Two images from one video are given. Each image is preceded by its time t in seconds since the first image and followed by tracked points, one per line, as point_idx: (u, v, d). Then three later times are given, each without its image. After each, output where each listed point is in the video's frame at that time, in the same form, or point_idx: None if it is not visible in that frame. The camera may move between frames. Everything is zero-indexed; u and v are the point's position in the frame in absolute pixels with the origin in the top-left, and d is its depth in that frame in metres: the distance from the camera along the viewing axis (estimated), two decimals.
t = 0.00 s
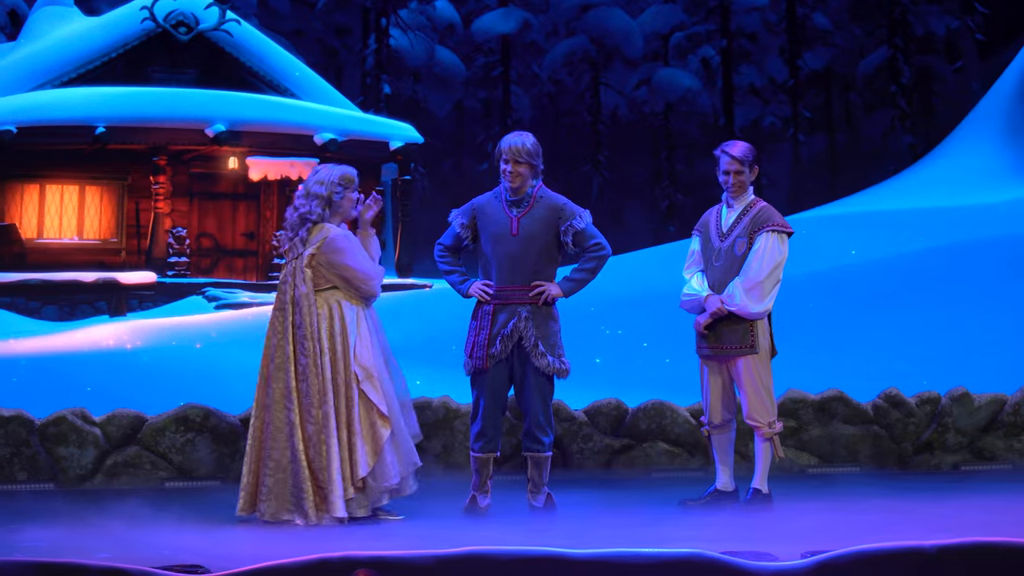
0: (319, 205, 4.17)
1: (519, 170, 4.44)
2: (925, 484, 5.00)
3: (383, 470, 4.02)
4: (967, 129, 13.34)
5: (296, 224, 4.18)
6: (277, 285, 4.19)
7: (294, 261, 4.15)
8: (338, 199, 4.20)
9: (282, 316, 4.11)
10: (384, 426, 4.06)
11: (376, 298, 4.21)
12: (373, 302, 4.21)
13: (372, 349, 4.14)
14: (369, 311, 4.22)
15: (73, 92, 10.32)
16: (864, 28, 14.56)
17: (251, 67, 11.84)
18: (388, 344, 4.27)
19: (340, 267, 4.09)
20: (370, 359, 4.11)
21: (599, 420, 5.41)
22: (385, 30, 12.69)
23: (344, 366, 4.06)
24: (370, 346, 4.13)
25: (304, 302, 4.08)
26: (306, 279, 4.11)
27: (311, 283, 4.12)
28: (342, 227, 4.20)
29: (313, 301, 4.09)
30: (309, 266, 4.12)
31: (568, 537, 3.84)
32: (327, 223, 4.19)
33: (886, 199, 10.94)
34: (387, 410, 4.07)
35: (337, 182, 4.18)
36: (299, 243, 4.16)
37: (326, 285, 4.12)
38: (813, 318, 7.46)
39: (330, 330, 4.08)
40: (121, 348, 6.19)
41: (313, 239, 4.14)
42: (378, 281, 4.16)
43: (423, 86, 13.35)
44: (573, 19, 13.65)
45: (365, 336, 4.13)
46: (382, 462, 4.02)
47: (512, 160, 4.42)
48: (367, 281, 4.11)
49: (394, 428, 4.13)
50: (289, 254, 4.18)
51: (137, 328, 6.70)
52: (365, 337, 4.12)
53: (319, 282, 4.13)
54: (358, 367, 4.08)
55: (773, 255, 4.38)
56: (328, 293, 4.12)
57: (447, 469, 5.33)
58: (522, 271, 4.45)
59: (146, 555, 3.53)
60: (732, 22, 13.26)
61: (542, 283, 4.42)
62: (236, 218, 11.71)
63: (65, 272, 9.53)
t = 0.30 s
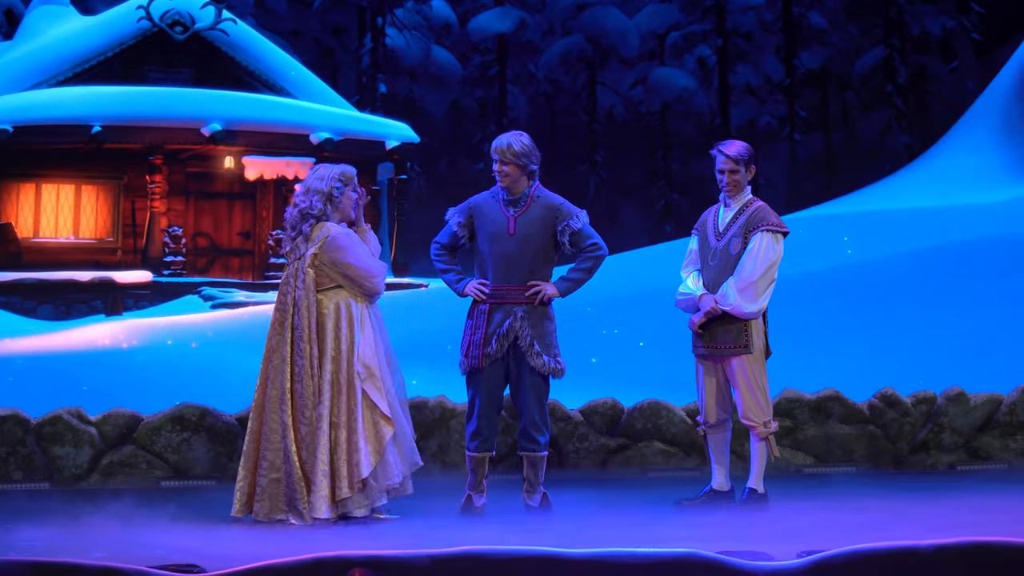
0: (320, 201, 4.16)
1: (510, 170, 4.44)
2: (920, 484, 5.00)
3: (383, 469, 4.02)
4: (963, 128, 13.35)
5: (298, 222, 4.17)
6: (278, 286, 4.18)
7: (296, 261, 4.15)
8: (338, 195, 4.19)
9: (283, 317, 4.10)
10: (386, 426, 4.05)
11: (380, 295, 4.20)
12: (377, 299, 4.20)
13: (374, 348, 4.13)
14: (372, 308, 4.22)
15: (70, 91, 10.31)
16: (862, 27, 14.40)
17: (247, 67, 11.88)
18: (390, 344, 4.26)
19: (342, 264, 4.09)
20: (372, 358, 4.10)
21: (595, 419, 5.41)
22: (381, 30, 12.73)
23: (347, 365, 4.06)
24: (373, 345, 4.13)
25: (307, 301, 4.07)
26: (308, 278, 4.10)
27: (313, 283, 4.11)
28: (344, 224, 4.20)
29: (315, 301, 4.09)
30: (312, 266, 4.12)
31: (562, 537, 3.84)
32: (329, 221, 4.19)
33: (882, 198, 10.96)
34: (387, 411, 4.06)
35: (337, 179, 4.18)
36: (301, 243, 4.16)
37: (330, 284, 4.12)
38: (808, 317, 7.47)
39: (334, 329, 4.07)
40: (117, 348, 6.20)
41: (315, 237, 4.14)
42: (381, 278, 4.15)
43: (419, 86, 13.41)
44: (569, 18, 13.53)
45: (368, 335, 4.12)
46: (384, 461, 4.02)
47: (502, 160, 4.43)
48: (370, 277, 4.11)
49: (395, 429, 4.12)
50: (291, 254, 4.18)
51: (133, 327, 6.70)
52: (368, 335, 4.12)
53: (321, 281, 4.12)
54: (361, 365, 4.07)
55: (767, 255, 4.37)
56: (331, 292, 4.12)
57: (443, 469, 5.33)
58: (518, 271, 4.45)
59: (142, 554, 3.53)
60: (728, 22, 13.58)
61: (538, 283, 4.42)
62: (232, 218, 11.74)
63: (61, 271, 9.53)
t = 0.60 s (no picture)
0: (326, 201, 4.18)
1: (506, 170, 4.43)
2: (915, 484, 5.00)
3: (401, 465, 4.07)
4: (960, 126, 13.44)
5: (307, 223, 4.20)
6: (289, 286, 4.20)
7: (309, 261, 4.17)
8: (343, 194, 4.22)
9: (296, 315, 4.16)
10: (405, 424, 4.12)
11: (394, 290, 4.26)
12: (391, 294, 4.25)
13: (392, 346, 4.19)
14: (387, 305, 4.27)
15: (66, 91, 10.31)
16: (859, 28, 14.55)
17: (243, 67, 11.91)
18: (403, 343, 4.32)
19: (357, 262, 4.13)
20: (391, 357, 4.16)
21: (592, 419, 5.41)
22: (377, 29, 12.76)
23: (369, 360, 4.10)
24: (390, 343, 4.20)
25: (322, 300, 4.11)
26: (323, 278, 4.13)
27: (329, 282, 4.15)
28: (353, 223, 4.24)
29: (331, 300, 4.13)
30: (327, 265, 4.15)
31: (559, 537, 3.83)
32: (338, 220, 4.23)
33: (880, 198, 10.98)
34: (407, 408, 4.14)
35: (340, 177, 4.20)
36: (313, 243, 4.19)
37: (345, 281, 4.16)
38: (806, 317, 7.47)
39: (351, 326, 4.10)
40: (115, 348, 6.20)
41: (328, 236, 4.18)
42: (395, 273, 4.20)
43: (416, 86, 13.44)
44: (567, 18, 13.59)
45: (386, 332, 4.18)
46: (402, 457, 4.08)
47: (498, 160, 4.42)
48: (385, 272, 4.16)
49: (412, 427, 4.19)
50: (304, 255, 4.20)
51: (131, 327, 6.70)
52: (386, 332, 4.18)
53: (337, 281, 4.16)
54: (382, 363, 4.13)
55: (766, 255, 4.37)
56: (347, 290, 4.16)
57: (439, 469, 5.35)
58: (515, 271, 4.45)
59: (141, 554, 3.53)
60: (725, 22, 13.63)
61: (535, 284, 4.42)
62: (228, 218, 11.77)
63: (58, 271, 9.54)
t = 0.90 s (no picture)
0: (335, 202, 4.20)
1: (507, 174, 4.43)
2: (911, 485, 5.00)
3: (420, 463, 4.16)
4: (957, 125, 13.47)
5: (317, 223, 4.19)
6: (298, 286, 4.19)
7: (320, 262, 4.18)
8: (349, 194, 4.23)
9: (305, 315, 4.15)
10: (420, 421, 4.21)
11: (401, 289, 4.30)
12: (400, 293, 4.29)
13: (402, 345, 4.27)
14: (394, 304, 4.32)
15: (62, 91, 10.32)
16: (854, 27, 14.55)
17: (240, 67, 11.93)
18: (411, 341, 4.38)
19: (367, 262, 4.15)
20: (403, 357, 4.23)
21: (588, 418, 5.41)
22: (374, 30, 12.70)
23: (379, 359, 4.13)
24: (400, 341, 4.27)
25: (335, 299, 4.12)
26: (335, 279, 4.14)
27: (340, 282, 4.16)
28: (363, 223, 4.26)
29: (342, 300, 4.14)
30: (339, 265, 4.16)
31: (555, 536, 3.83)
32: (348, 220, 4.24)
33: (878, 198, 11.00)
34: (421, 405, 4.22)
35: (344, 178, 4.19)
36: (323, 244, 4.19)
37: (355, 281, 4.18)
38: (803, 316, 7.48)
39: (362, 325, 4.14)
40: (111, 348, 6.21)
41: (339, 237, 4.19)
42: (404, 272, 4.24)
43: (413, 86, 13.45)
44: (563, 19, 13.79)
45: (396, 332, 4.25)
46: (419, 454, 4.17)
47: (501, 163, 4.41)
48: (395, 271, 4.20)
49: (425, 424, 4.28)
50: (313, 256, 4.21)
51: (127, 327, 6.70)
52: (395, 330, 4.25)
53: (348, 281, 4.18)
54: (394, 362, 4.18)
55: (763, 255, 4.36)
56: (358, 290, 4.18)
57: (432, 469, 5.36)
58: (512, 272, 4.44)
59: (139, 554, 3.53)
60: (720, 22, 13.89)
61: (533, 285, 4.40)
62: (225, 218, 11.80)
63: (54, 271, 9.54)
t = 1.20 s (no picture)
0: (336, 204, 4.20)
1: (506, 178, 4.43)
2: (906, 485, 5.00)
3: (420, 464, 4.18)
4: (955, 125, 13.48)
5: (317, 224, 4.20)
6: (298, 286, 4.18)
7: (320, 263, 4.18)
8: (353, 196, 4.23)
9: (308, 316, 4.13)
10: (420, 423, 4.22)
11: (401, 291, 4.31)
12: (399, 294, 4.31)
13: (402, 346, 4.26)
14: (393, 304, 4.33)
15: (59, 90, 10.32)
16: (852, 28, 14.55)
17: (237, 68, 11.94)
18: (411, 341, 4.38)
19: (367, 264, 4.16)
20: (402, 359, 4.23)
21: (585, 418, 5.41)
22: (371, 30, 12.68)
23: (381, 361, 4.16)
24: (400, 342, 4.26)
25: (336, 300, 4.12)
26: (335, 281, 4.14)
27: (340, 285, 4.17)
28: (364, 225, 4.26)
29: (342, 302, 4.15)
30: (338, 267, 4.17)
31: (551, 537, 3.84)
32: (348, 222, 4.24)
33: (876, 198, 11.00)
34: (421, 407, 4.22)
35: (348, 178, 4.20)
36: (323, 246, 4.19)
37: (355, 282, 4.19)
38: (800, 317, 7.48)
39: (363, 327, 4.15)
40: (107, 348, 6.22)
41: (338, 238, 4.19)
42: (403, 274, 4.25)
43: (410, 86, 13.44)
44: (560, 18, 14.13)
45: (395, 333, 4.25)
46: (420, 455, 4.18)
47: (499, 168, 4.42)
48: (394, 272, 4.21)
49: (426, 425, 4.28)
50: (313, 257, 4.20)
51: (123, 326, 6.69)
52: (395, 331, 4.24)
53: (348, 283, 4.19)
54: (394, 364, 4.19)
55: (760, 256, 4.36)
56: (357, 292, 4.19)
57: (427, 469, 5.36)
58: (509, 272, 4.44)
59: (137, 554, 3.53)
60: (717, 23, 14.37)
61: (529, 285, 4.38)
62: (222, 218, 11.83)
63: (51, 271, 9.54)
